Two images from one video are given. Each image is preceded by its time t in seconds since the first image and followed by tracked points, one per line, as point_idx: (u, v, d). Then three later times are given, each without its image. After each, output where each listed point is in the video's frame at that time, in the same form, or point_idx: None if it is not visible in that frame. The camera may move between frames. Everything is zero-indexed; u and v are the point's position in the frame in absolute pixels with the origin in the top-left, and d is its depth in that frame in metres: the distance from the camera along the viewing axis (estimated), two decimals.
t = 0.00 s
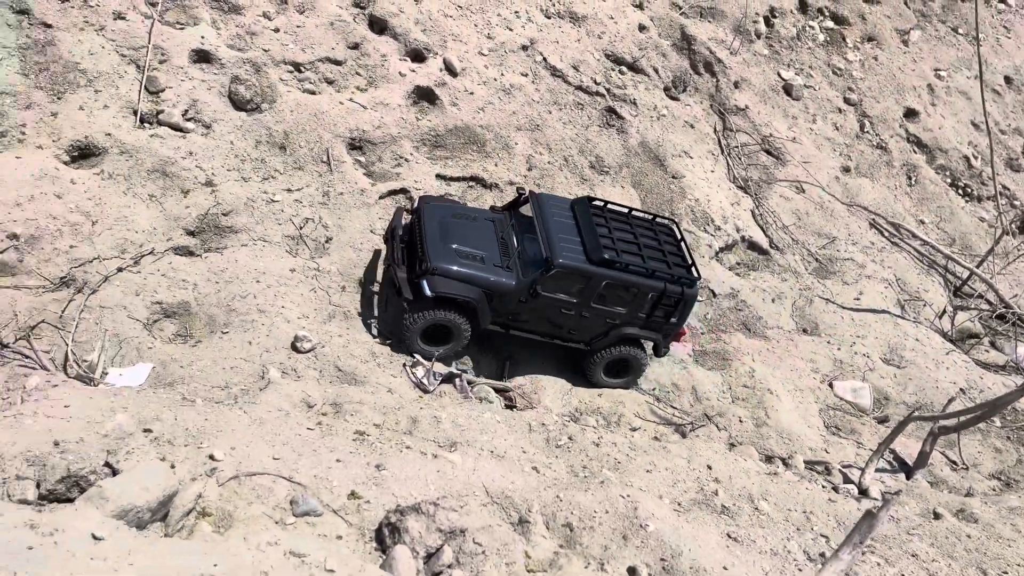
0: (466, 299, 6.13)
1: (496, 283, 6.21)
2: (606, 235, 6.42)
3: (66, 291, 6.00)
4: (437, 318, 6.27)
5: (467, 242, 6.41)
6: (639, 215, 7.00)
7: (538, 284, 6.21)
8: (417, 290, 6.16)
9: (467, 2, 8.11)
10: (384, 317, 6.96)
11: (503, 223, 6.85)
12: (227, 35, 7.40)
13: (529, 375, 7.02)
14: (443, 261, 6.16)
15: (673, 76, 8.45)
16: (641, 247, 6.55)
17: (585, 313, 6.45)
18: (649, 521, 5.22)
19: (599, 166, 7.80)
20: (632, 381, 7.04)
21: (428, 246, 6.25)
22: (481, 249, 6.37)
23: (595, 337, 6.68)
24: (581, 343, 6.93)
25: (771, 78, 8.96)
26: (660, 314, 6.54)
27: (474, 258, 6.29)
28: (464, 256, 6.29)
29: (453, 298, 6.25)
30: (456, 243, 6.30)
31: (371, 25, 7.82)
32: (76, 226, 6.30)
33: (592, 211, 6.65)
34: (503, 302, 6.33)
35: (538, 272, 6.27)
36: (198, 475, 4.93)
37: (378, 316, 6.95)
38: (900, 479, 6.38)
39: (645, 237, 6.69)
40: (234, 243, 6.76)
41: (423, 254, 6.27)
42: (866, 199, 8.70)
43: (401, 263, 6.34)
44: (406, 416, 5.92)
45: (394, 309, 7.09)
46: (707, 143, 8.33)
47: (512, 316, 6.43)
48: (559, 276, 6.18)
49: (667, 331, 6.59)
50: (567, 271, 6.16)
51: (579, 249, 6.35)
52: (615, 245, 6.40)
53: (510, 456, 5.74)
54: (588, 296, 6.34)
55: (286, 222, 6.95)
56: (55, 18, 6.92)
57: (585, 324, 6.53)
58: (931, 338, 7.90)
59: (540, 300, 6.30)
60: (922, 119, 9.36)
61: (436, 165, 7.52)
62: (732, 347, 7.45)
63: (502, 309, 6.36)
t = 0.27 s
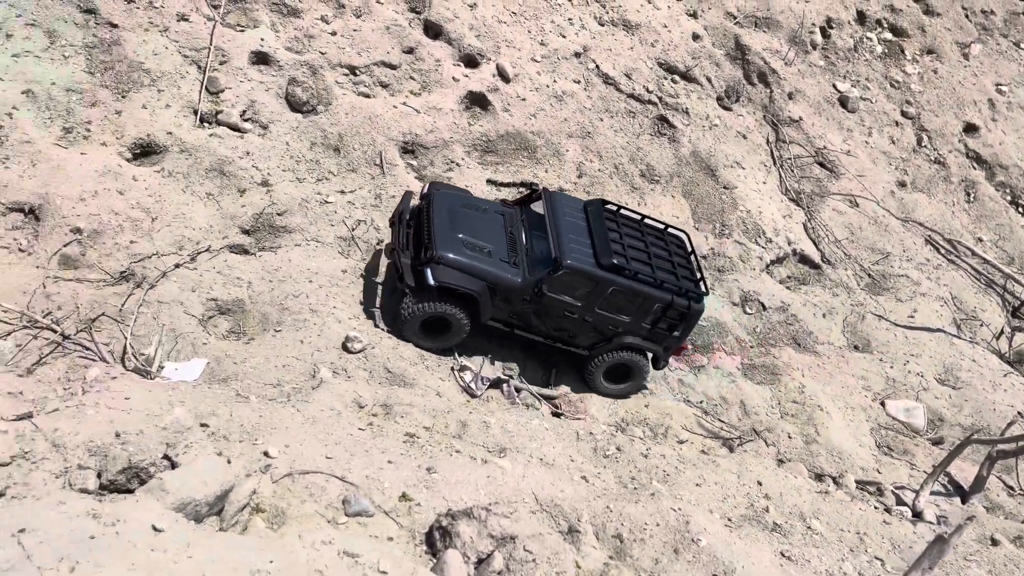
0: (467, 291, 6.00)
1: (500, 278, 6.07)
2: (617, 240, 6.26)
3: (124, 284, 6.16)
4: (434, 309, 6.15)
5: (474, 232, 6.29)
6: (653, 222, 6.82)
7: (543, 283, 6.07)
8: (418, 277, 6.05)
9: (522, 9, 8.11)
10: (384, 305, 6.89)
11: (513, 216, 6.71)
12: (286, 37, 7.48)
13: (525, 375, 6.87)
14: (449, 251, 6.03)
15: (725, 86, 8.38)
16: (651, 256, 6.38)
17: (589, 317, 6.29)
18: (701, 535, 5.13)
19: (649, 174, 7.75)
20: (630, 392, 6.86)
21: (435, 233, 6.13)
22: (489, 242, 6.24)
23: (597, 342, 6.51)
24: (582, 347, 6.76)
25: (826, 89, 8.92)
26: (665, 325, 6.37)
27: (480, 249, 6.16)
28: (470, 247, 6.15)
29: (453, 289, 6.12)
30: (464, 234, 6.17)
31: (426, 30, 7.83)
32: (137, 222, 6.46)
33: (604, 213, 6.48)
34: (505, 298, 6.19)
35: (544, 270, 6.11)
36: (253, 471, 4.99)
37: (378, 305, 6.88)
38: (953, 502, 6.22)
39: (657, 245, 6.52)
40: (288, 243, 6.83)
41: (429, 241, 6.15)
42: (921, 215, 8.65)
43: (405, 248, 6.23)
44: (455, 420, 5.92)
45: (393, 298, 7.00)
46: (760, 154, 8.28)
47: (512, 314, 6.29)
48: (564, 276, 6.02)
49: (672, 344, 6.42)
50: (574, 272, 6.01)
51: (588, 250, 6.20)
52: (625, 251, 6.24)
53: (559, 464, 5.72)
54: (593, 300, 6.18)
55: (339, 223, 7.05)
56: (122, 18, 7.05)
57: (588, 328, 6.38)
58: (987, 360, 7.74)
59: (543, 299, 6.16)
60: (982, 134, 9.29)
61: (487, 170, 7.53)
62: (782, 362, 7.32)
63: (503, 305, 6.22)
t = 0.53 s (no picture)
0: (459, 276, 5.95)
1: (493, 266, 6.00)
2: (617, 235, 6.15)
3: (179, 287, 6.26)
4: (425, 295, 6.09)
5: (472, 222, 6.27)
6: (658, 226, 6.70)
7: (536, 272, 5.98)
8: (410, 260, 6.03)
9: (575, 18, 8.02)
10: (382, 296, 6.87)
11: (513, 212, 6.65)
12: (341, 44, 7.50)
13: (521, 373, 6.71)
14: (442, 236, 6.01)
15: (780, 97, 8.30)
16: (654, 254, 6.24)
17: (585, 312, 6.15)
18: (757, 561, 5.02)
19: (702, 186, 7.64)
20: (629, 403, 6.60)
21: (430, 218, 6.14)
22: (485, 231, 6.20)
23: (594, 342, 6.35)
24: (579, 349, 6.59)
25: (885, 101, 8.86)
26: (665, 326, 6.19)
27: (474, 237, 6.14)
28: (466, 235, 6.12)
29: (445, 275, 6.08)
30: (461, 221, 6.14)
31: (478, 39, 7.78)
32: (192, 225, 6.56)
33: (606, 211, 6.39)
34: (498, 287, 6.10)
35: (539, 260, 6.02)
36: (304, 479, 4.98)
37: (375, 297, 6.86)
38: (1017, 531, 6.16)
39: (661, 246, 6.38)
40: (339, 250, 6.94)
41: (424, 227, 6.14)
42: (982, 234, 8.57)
43: (400, 233, 6.24)
44: (504, 433, 5.86)
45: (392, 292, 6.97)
46: (815, 167, 8.21)
47: (506, 305, 6.19)
48: (558, 265, 5.92)
49: (672, 346, 6.22)
50: (569, 262, 5.91)
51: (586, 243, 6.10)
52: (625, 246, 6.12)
53: (610, 482, 5.63)
54: (589, 294, 6.06)
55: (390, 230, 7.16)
56: (183, 24, 7.14)
57: (584, 324, 6.23)
58: None
59: (537, 290, 6.05)
60: None
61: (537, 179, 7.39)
62: (836, 381, 7.12)
63: (496, 295, 6.13)
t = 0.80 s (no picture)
0: (465, 273, 5.94)
1: (500, 261, 5.99)
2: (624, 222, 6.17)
3: (243, 292, 6.42)
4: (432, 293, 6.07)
5: (473, 218, 6.25)
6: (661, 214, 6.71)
7: (543, 265, 5.97)
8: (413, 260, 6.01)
9: (631, 28, 8.04)
10: (386, 299, 6.85)
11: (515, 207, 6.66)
12: (401, 55, 7.59)
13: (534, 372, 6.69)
14: (445, 233, 6.00)
15: (840, 109, 8.32)
16: (661, 241, 6.27)
17: (596, 304, 6.14)
18: None
19: (759, 199, 7.68)
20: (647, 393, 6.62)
21: (431, 218, 6.11)
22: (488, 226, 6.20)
23: (607, 334, 6.35)
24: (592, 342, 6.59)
25: (947, 113, 8.92)
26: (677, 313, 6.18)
27: (477, 233, 6.12)
28: (468, 231, 6.12)
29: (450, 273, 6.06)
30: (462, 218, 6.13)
31: (535, 49, 7.82)
32: (256, 231, 6.71)
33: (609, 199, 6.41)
34: (506, 283, 6.09)
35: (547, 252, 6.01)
36: (367, 485, 5.04)
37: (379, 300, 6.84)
38: None
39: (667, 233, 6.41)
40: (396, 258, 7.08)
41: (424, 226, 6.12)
42: None
43: (400, 235, 6.21)
44: (561, 444, 5.85)
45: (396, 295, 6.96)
46: (875, 180, 8.24)
47: (515, 301, 6.17)
48: (566, 256, 5.92)
49: (687, 333, 6.23)
50: (576, 253, 5.92)
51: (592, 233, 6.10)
52: (631, 233, 6.15)
53: (669, 497, 5.60)
54: (598, 285, 6.05)
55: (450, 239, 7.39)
56: (249, 34, 7.32)
57: (595, 317, 6.22)
58: None
59: (545, 283, 6.03)
60: None
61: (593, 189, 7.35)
62: (896, 401, 7.00)
63: (504, 290, 6.12)
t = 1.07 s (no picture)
0: (449, 287, 5.94)
1: (483, 272, 5.98)
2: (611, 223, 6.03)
3: (304, 301, 6.60)
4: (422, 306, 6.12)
5: (458, 230, 6.23)
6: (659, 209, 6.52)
7: (528, 275, 5.92)
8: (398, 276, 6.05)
9: (688, 41, 8.15)
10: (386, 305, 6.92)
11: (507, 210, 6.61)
12: (458, 67, 7.69)
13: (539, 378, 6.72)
14: (425, 247, 6.03)
15: (900, 124, 8.39)
16: (653, 240, 6.10)
17: (587, 310, 6.08)
18: None
19: (816, 215, 7.73)
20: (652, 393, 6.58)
21: (413, 233, 6.13)
22: (471, 237, 6.19)
23: (603, 339, 6.30)
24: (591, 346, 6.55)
25: (1010, 127, 8.99)
26: (672, 315, 6.05)
27: (461, 245, 6.10)
28: (453, 243, 6.11)
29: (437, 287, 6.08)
30: (444, 230, 6.14)
31: (591, 61, 7.91)
32: (316, 241, 6.87)
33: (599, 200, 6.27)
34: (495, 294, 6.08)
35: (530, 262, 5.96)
36: (429, 497, 5.10)
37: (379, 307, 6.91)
38: None
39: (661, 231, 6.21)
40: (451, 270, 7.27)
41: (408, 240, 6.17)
42: None
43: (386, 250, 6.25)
44: (619, 460, 5.85)
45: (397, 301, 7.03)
46: (936, 197, 8.26)
47: (504, 311, 6.18)
48: (550, 266, 5.85)
49: (685, 336, 6.09)
50: (560, 263, 5.84)
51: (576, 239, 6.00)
52: (619, 235, 6.00)
53: (729, 516, 5.55)
54: (587, 292, 5.97)
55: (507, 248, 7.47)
56: (311, 47, 7.46)
57: (589, 323, 6.17)
58: None
59: (532, 292, 6.00)
60: None
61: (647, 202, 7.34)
62: (957, 423, 6.88)
63: (494, 299, 6.11)
